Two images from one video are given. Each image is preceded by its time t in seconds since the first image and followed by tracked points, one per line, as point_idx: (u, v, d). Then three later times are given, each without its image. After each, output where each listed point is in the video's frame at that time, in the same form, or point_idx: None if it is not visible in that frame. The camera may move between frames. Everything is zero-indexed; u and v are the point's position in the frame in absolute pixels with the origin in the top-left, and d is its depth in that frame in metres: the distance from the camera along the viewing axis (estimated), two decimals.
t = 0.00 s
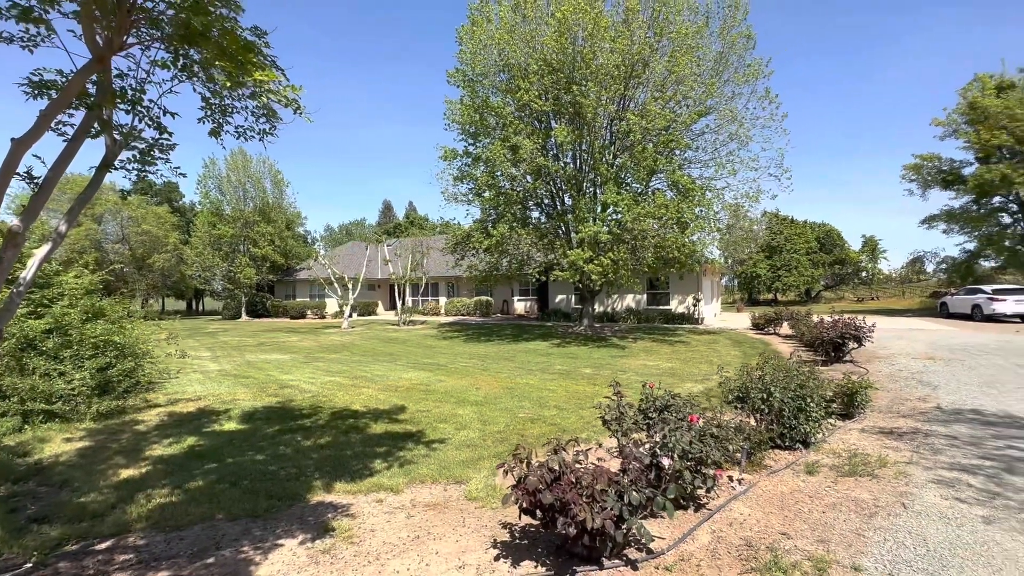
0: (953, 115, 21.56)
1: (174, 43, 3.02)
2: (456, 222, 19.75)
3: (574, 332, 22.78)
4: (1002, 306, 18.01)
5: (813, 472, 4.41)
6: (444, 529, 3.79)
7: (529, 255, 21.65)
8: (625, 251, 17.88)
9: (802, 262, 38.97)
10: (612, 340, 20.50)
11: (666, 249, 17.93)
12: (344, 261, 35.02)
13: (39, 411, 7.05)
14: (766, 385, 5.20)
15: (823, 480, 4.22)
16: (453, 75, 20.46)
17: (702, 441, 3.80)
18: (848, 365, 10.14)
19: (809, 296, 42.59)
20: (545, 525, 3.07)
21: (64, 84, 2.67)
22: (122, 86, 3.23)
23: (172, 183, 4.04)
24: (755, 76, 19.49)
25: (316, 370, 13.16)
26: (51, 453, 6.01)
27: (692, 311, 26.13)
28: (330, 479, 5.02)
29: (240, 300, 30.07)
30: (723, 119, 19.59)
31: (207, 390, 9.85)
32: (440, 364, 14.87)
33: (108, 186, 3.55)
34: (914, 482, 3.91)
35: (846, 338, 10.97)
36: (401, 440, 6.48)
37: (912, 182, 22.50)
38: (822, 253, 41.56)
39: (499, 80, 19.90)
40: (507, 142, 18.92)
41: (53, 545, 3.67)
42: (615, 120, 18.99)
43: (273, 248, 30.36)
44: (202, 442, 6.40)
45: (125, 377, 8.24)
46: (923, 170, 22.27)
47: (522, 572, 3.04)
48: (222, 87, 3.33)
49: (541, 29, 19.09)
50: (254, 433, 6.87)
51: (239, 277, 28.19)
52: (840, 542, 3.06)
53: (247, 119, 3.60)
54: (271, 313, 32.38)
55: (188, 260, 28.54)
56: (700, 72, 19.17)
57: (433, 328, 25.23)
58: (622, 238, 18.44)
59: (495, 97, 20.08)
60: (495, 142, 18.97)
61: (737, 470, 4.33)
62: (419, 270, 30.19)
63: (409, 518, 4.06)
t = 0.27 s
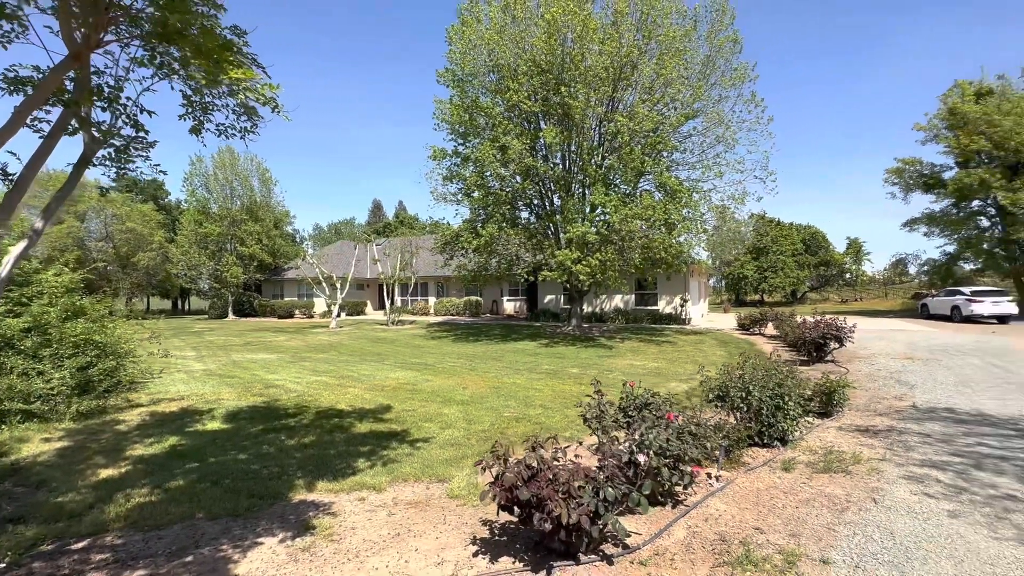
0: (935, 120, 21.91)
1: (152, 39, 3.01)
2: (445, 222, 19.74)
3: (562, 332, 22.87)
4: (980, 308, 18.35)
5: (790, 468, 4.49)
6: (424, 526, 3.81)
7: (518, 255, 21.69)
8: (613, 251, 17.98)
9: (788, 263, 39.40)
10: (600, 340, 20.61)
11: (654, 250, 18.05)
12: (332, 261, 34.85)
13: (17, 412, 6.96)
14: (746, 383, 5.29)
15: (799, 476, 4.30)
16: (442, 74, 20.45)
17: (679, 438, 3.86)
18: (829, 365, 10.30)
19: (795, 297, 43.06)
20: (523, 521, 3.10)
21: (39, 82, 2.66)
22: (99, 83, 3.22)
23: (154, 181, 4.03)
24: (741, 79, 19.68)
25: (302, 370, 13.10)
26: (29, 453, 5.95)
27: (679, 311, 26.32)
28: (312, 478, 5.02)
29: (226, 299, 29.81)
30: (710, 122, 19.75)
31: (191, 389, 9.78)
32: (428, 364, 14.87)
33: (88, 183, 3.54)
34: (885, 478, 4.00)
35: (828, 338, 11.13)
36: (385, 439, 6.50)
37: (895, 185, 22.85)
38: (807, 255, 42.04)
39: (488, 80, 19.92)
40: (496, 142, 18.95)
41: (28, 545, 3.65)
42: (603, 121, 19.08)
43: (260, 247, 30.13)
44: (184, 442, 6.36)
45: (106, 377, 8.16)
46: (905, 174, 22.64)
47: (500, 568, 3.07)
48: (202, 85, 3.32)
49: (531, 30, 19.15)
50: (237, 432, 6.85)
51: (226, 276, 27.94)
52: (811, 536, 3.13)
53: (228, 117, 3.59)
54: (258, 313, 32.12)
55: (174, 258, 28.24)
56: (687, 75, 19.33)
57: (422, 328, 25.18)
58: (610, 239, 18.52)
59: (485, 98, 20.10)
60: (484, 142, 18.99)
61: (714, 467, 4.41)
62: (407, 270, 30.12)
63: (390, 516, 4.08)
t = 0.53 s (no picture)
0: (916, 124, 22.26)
1: (129, 36, 2.99)
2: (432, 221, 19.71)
3: (550, 332, 22.94)
4: (957, 308, 18.72)
5: (765, 464, 4.58)
6: (404, 523, 3.84)
7: (506, 254, 21.71)
8: (599, 252, 18.08)
9: (774, 264, 39.81)
10: (587, 339, 20.72)
11: (640, 250, 18.19)
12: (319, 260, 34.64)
13: None
14: (724, 381, 5.37)
15: (773, 471, 4.39)
16: (431, 73, 20.40)
17: (655, 434, 3.93)
18: (810, 364, 10.45)
19: (780, 297, 43.54)
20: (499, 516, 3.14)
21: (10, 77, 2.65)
22: (75, 80, 3.21)
23: (133, 177, 4.02)
24: (727, 82, 19.87)
25: (287, 369, 13.02)
26: (5, 453, 5.87)
27: (666, 311, 26.51)
28: (293, 476, 5.03)
29: (211, 298, 29.50)
30: (696, 124, 19.92)
31: (172, 389, 9.69)
32: (414, 363, 14.87)
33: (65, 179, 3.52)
34: (855, 473, 4.10)
35: (808, 338, 11.31)
36: (368, 438, 6.52)
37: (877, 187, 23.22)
38: (792, 256, 42.51)
39: (476, 80, 19.92)
40: (484, 141, 18.96)
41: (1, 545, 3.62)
42: (591, 122, 19.18)
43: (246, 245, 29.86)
44: (164, 441, 6.33)
45: (84, 376, 8.07)
46: (886, 176, 23.01)
47: (477, 562, 3.10)
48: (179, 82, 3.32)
49: (519, 30, 19.17)
50: (218, 432, 6.82)
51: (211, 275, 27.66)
52: (781, 528, 3.21)
53: (206, 115, 3.58)
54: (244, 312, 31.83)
55: (157, 257, 27.88)
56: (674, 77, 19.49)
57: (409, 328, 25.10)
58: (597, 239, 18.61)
59: (473, 97, 20.10)
60: (472, 141, 18.99)
61: (692, 463, 4.48)
62: (395, 270, 30.02)
63: (370, 513, 4.11)
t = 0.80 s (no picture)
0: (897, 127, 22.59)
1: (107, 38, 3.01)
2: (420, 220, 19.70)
3: (537, 331, 23.03)
4: (935, 308, 19.10)
5: (741, 459, 4.69)
6: (386, 519, 3.89)
7: (494, 254, 21.76)
8: (586, 251, 18.19)
9: (759, 264, 40.23)
10: (574, 338, 20.83)
11: (627, 250, 18.34)
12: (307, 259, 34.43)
13: None
14: (702, 378, 5.48)
15: (749, 466, 4.50)
16: (419, 72, 20.38)
17: (633, 430, 4.01)
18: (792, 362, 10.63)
19: (765, 296, 44.02)
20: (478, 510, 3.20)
21: None
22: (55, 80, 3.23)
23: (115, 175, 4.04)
24: (713, 84, 20.06)
25: (273, 368, 12.97)
26: None
27: (653, 310, 26.72)
28: (276, 474, 5.06)
29: (196, 297, 29.23)
30: (682, 125, 20.08)
31: (156, 388, 9.63)
32: (401, 362, 14.88)
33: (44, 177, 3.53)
34: (827, 467, 4.22)
35: (789, 337, 11.50)
36: (353, 436, 6.55)
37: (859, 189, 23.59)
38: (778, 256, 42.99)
39: (465, 79, 19.92)
40: (472, 141, 18.98)
41: None
42: (578, 122, 19.28)
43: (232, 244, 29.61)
44: (147, 440, 6.32)
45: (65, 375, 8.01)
46: (868, 178, 23.40)
47: (456, 555, 3.16)
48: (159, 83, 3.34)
49: (508, 29, 19.19)
50: (202, 431, 6.82)
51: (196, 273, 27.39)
52: (752, 520, 3.31)
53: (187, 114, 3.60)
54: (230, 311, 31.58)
55: (141, 255, 27.54)
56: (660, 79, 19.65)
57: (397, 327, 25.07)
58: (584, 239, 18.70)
59: (462, 97, 20.10)
60: (460, 141, 19.00)
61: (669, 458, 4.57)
62: (383, 269, 29.94)
63: (353, 509, 4.15)
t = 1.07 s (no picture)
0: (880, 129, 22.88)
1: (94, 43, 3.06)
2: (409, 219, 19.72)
3: (526, 329, 23.13)
4: (915, 306, 19.47)
5: (718, 452, 4.84)
6: (369, 511, 3.99)
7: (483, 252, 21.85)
8: (574, 251, 18.31)
9: (746, 263, 40.64)
10: (562, 337, 20.97)
11: (615, 249, 18.51)
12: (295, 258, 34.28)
13: None
14: (681, 374, 5.63)
15: (724, 458, 4.65)
16: (408, 71, 20.39)
17: (610, 423, 4.15)
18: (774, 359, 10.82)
19: (752, 295, 44.49)
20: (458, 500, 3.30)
21: None
22: (42, 82, 3.28)
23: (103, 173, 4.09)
24: (699, 86, 20.26)
25: (260, 367, 12.96)
26: None
27: (640, 309, 26.94)
28: (262, 470, 5.12)
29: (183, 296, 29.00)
30: (670, 126, 20.27)
31: (141, 387, 9.62)
32: (390, 361, 14.93)
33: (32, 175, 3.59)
34: (798, 459, 4.37)
35: (771, 335, 11.70)
36: (338, 433, 6.62)
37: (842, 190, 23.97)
38: (764, 256, 43.47)
39: (454, 78, 19.94)
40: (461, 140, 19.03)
41: None
42: (567, 123, 19.41)
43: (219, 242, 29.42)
44: (133, 438, 6.35)
45: (50, 374, 8.01)
46: (851, 179, 23.76)
47: (437, 544, 3.26)
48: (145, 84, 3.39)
49: (497, 29, 19.20)
50: (188, 428, 6.86)
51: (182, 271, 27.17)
52: (722, 509, 3.44)
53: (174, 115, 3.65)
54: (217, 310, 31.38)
55: (126, 253, 27.26)
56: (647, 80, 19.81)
57: (386, 325, 25.06)
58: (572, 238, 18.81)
59: (451, 96, 20.13)
60: (449, 140, 19.05)
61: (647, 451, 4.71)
62: (372, 267, 29.90)
63: (338, 502, 4.24)
